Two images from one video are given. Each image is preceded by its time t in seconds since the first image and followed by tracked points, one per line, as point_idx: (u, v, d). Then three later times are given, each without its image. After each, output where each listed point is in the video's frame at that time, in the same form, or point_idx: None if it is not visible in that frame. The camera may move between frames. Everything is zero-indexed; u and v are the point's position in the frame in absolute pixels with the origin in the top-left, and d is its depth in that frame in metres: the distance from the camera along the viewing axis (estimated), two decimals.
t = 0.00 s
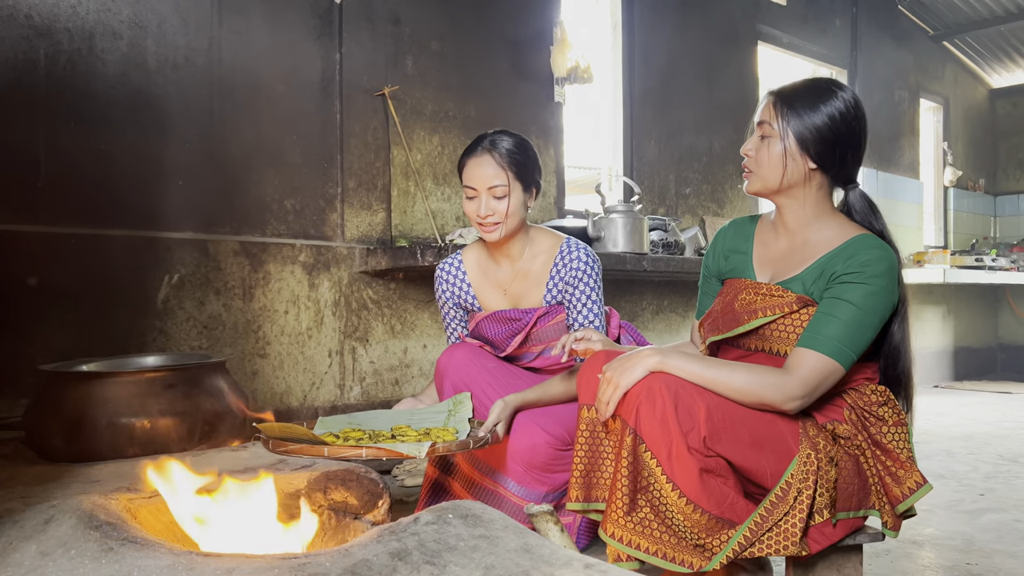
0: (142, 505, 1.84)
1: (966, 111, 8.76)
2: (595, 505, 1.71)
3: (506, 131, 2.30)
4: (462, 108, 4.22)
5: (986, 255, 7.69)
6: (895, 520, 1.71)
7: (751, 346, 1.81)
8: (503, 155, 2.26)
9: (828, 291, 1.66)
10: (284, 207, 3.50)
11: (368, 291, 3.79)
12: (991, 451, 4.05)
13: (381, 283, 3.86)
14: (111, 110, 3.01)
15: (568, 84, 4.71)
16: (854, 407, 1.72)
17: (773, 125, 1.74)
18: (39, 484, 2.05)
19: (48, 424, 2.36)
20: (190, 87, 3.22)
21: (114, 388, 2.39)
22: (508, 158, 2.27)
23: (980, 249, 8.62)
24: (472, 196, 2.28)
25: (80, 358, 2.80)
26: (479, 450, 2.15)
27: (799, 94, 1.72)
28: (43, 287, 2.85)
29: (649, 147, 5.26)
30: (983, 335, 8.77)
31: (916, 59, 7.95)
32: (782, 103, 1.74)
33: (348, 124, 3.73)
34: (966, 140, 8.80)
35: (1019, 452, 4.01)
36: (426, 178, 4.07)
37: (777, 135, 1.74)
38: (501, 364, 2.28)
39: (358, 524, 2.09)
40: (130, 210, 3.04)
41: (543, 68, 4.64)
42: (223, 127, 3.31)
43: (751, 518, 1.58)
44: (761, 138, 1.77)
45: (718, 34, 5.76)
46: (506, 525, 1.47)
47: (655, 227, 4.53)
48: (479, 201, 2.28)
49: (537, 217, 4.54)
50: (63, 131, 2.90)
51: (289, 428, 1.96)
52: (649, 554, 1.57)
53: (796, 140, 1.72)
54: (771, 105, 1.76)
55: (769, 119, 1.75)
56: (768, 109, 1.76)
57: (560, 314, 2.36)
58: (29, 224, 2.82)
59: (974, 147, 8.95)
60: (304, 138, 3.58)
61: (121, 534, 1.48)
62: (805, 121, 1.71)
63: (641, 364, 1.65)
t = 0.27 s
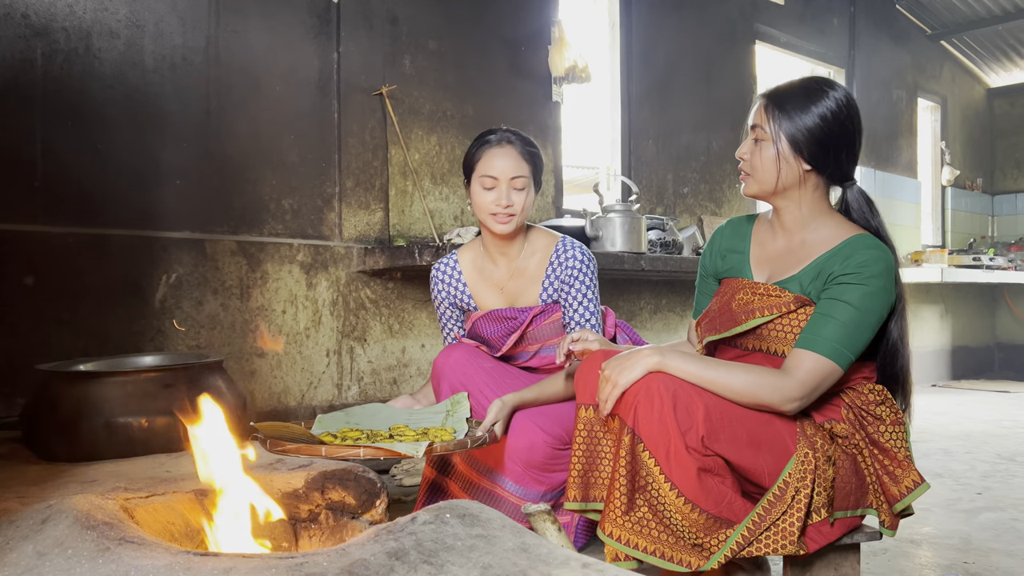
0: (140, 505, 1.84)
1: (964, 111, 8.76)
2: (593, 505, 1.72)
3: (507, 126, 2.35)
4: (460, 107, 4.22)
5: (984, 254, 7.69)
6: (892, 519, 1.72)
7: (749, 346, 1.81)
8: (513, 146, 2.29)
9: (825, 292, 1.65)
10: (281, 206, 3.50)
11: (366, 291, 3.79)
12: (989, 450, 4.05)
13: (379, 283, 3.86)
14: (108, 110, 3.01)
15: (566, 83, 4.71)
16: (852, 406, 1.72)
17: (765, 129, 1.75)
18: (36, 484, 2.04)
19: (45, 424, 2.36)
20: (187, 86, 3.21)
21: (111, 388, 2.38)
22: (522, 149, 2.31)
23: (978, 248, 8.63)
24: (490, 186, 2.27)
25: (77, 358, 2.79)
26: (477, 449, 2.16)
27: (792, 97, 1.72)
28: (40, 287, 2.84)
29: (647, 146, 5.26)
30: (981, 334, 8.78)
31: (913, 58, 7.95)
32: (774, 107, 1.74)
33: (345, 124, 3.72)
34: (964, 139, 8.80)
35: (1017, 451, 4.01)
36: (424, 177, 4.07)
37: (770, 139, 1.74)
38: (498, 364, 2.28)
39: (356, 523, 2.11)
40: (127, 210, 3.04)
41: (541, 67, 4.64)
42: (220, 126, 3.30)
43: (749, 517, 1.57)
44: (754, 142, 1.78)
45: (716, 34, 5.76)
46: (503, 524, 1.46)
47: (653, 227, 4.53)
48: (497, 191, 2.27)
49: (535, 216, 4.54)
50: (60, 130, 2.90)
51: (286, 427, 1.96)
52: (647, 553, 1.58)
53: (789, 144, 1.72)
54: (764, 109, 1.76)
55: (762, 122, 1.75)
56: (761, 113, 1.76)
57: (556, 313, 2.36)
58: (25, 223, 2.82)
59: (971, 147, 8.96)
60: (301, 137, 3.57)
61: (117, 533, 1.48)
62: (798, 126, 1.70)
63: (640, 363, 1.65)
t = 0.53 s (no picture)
0: (138, 505, 1.84)
1: (962, 110, 8.77)
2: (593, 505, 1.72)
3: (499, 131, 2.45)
4: (458, 107, 4.22)
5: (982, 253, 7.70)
6: (891, 517, 1.71)
7: (747, 346, 1.81)
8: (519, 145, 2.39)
9: (824, 295, 1.66)
10: (279, 206, 3.50)
11: (364, 291, 3.79)
12: (987, 449, 4.06)
13: (377, 282, 3.86)
14: (106, 109, 3.01)
15: (564, 83, 4.71)
16: (850, 405, 1.72)
17: (759, 136, 1.75)
18: (34, 484, 2.04)
19: (43, 424, 2.35)
20: (185, 86, 3.21)
21: (109, 388, 2.38)
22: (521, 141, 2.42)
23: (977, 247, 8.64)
24: (513, 177, 2.34)
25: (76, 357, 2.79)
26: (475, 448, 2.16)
27: (784, 103, 1.71)
28: (38, 287, 2.84)
29: (646, 145, 5.26)
30: (979, 333, 8.79)
31: (911, 58, 7.96)
32: (767, 113, 1.74)
33: (344, 123, 3.72)
34: (963, 139, 8.81)
35: (1015, 450, 4.02)
36: (423, 176, 4.06)
37: (766, 146, 1.74)
38: (495, 363, 2.28)
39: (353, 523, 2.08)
40: (126, 209, 3.04)
41: (539, 67, 4.64)
42: (218, 126, 3.30)
43: (748, 517, 1.57)
44: (749, 149, 1.78)
45: (714, 33, 5.77)
46: (501, 523, 1.47)
47: (652, 226, 4.53)
48: (519, 182, 2.34)
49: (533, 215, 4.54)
50: (58, 130, 2.90)
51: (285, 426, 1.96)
52: (647, 555, 1.58)
53: (784, 150, 1.72)
54: (757, 116, 1.75)
55: (755, 129, 1.75)
56: (754, 121, 1.76)
57: (553, 313, 2.36)
58: (23, 223, 2.82)
59: (970, 146, 8.96)
60: (300, 137, 3.57)
61: (115, 533, 1.48)
62: (792, 131, 1.70)
63: (644, 366, 1.65)
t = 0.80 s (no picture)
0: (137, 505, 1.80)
1: (961, 110, 8.78)
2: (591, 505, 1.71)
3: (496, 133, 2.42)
4: (457, 106, 4.22)
5: (981, 253, 7.70)
6: (891, 515, 1.71)
7: (747, 348, 1.80)
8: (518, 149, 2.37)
9: (825, 294, 1.66)
10: (278, 205, 3.50)
11: (363, 290, 3.79)
12: (985, 448, 4.06)
13: (376, 282, 3.85)
14: (105, 109, 3.00)
15: (563, 82, 4.71)
16: (850, 405, 1.72)
17: (762, 138, 1.70)
18: (33, 484, 2.04)
19: (41, 424, 2.35)
20: (184, 85, 3.21)
21: (107, 388, 2.37)
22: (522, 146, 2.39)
23: (975, 246, 8.64)
24: (515, 186, 2.32)
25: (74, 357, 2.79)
26: (474, 446, 2.16)
27: (783, 103, 1.68)
28: (37, 286, 2.83)
29: (644, 145, 5.26)
30: (978, 332, 8.80)
31: (910, 57, 7.97)
32: (768, 114, 1.70)
33: (343, 122, 3.72)
34: (961, 138, 8.81)
35: (1013, 450, 4.02)
36: (422, 176, 4.06)
37: (770, 148, 1.70)
38: (494, 362, 2.28)
39: (352, 523, 2.10)
40: (125, 209, 3.04)
41: (538, 66, 4.64)
42: (217, 125, 3.30)
43: (750, 520, 1.58)
44: (751, 153, 1.73)
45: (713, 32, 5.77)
46: (500, 522, 1.47)
47: (651, 225, 4.53)
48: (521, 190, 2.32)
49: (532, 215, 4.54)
50: (58, 129, 2.89)
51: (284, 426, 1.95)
52: (652, 559, 1.57)
53: (789, 150, 1.69)
54: (757, 118, 1.71)
55: (757, 132, 1.71)
56: (754, 123, 1.71)
57: (553, 311, 2.36)
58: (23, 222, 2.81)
59: (968, 145, 8.97)
60: (299, 136, 3.57)
61: (115, 533, 1.48)
62: (795, 131, 1.68)
63: (647, 365, 1.66)
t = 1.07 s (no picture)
0: (136, 504, 1.82)
1: (960, 109, 8.78)
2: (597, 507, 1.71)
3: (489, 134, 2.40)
4: (457, 106, 4.22)
5: (980, 252, 7.71)
6: (898, 512, 1.71)
7: (744, 358, 1.79)
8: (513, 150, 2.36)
9: (811, 294, 1.67)
10: (277, 205, 3.50)
11: (363, 290, 3.79)
12: (984, 447, 4.07)
13: (376, 281, 3.86)
14: (104, 108, 3.00)
15: (563, 82, 4.71)
16: (851, 402, 1.72)
17: (755, 138, 1.70)
18: (32, 484, 2.04)
19: (41, 424, 2.35)
20: (183, 85, 3.21)
21: (106, 388, 2.37)
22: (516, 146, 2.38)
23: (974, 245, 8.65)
24: (510, 188, 2.31)
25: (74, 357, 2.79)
26: (473, 446, 2.16)
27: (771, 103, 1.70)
28: (37, 286, 2.83)
29: (644, 144, 5.26)
30: (977, 331, 8.80)
31: (909, 57, 7.97)
32: (757, 114, 1.71)
33: (342, 122, 3.71)
34: (961, 137, 8.82)
35: (1013, 449, 4.03)
36: (421, 175, 4.07)
37: (763, 147, 1.70)
38: (494, 362, 2.29)
39: (352, 522, 2.12)
40: (124, 209, 3.04)
41: (538, 66, 4.64)
42: (216, 125, 3.30)
43: (751, 521, 1.57)
44: (743, 154, 1.72)
45: (713, 32, 5.77)
46: (500, 522, 1.47)
47: (650, 224, 4.53)
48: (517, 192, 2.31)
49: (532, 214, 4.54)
50: (57, 129, 2.89)
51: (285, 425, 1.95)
52: (655, 561, 1.57)
53: (781, 149, 1.70)
54: (747, 119, 1.71)
55: (749, 132, 1.71)
56: (743, 125, 1.71)
57: (553, 312, 2.37)
58: (22, 222, 2.81)
59: (967, 144, 8.98)
60: (298, 136, 3.57)
61: (114, 533, 1.48)
62: (785, 129, 1.69)
63: (649, 368, 1.64)
